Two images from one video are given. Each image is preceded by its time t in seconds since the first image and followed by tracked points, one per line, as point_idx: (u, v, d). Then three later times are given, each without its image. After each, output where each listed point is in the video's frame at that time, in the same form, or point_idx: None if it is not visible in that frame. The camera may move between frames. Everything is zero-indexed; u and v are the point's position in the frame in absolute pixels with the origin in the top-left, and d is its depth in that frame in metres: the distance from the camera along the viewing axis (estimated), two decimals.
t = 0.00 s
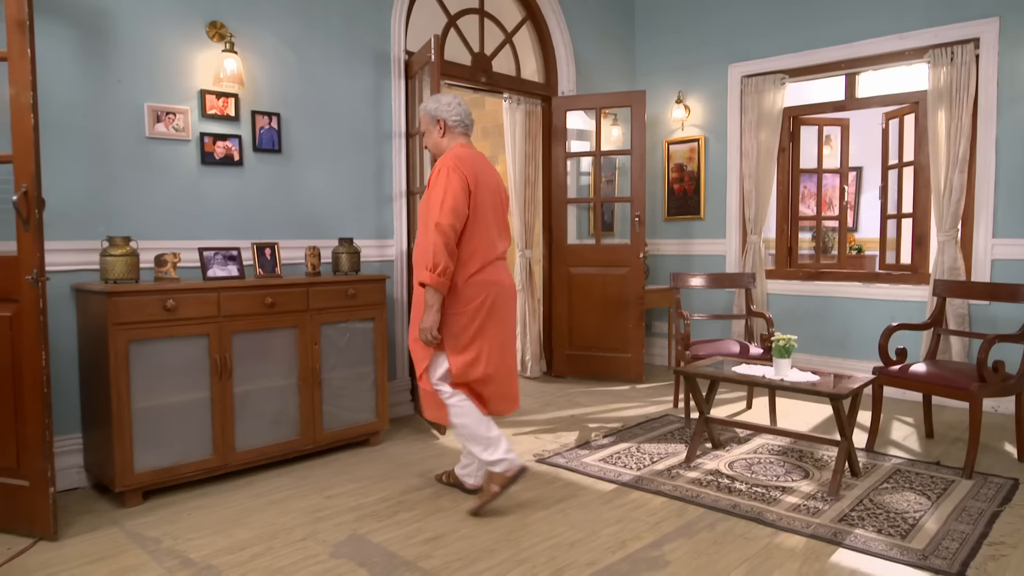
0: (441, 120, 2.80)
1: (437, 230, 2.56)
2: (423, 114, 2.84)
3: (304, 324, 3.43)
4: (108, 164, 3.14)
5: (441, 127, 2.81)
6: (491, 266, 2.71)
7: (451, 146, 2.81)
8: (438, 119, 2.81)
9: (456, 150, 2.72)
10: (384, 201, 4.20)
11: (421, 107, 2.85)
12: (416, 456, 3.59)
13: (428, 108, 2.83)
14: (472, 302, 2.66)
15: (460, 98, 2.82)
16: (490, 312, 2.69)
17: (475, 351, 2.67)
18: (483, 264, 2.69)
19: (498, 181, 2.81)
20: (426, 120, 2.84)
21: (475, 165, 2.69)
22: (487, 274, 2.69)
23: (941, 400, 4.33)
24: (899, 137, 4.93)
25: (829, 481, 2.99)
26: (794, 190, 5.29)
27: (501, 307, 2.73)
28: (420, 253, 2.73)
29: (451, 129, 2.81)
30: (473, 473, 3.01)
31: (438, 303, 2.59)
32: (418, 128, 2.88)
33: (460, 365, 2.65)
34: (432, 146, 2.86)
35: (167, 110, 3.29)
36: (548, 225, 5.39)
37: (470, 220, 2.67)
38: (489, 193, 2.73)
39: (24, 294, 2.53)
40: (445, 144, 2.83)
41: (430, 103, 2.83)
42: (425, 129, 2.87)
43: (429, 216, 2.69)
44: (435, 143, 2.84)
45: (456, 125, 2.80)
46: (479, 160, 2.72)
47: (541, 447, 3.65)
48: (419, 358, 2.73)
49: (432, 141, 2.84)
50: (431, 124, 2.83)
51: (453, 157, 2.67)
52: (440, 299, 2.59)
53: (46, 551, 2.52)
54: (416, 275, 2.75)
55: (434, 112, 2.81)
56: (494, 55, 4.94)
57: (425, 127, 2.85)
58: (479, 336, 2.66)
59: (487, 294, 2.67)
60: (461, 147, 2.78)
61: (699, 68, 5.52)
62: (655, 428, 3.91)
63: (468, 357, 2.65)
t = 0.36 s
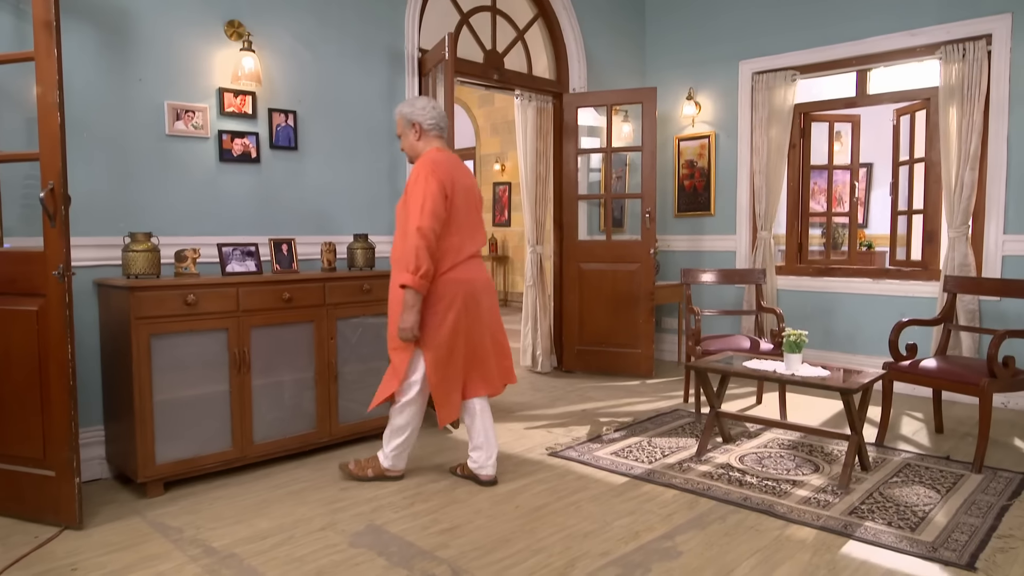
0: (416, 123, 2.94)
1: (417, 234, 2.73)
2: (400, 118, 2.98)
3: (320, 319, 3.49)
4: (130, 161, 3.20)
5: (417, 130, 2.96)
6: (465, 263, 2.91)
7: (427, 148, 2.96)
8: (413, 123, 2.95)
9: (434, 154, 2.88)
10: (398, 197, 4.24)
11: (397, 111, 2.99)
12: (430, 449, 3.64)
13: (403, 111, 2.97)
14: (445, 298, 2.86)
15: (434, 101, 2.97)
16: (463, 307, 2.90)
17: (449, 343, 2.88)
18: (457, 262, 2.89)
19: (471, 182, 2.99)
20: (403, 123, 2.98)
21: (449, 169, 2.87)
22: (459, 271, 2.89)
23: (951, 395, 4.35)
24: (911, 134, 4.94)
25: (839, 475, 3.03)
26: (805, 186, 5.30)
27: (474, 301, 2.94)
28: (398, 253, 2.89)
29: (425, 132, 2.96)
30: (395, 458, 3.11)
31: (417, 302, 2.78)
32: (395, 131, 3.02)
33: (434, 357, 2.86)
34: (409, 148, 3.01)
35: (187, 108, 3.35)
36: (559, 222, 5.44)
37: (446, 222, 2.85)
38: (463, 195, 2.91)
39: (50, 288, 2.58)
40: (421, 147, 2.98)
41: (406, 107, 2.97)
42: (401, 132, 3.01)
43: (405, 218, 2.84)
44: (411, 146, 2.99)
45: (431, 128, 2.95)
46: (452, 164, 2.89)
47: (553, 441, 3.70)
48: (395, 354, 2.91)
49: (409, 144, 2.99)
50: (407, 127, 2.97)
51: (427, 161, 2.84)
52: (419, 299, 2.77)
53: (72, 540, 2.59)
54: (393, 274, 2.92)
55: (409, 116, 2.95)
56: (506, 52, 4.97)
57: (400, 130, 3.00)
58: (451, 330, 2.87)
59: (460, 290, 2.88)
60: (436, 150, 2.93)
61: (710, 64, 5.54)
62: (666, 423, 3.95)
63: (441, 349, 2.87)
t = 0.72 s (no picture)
0: (373, 122, 3.11)
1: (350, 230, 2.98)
2: (357, 120, 3.15)
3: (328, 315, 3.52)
4: (139, 159, 3.24)
5: (375, 130, 3.12)
6: (417, 259, 3.04)
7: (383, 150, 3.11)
8: (370, 123, 3.12)
9: (381, 156, 3.03)
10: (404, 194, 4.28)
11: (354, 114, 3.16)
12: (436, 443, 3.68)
13: (360, 113, 3.13)
14: (393, 291, 3.02)
15: (387, 98, 3.14)
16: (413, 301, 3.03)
17: (397, 336, 3.03)
18: (408, 258, 3.02)
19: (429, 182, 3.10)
20: (360, 124, 3.15)
21: (401, 169, 3.01)
22: (410, 267, 3.02)
23: (950, 390, 4.39)
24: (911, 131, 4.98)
25: (841, 468, 3.07)
26: (806, 183, 5.34)
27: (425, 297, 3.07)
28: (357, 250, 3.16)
29: (383, 128, 3.13)
30: (398, 454, 3.17)
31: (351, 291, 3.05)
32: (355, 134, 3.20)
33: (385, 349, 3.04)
34: (369, 147, 3.18)
35: (196, 106, 3.38)
36: (562, 218, 5.48)
37: (392, 220, 3.01)
38: (415, 194, 3.04)
39: (65, 285, 2.62)
40: (380, 145, 3.15)
41: (361, 109, 3.14)
42: (361, 133, 3.18)
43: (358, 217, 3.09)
44: (372, 144, 3.16)
45: (387, 125, 3.12)
46: (405, 163, 3.02)
47: (558, 435, 3.74)
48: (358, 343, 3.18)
49: (369, 143, 3.16)
50: (366, 127, 3.14)
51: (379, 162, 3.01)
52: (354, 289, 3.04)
53: (87, 532, 2.63)
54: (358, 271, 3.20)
55: (365, 117, 3.13)
56: (510, 50, 5.01)
57: (359, 132, 3.17)
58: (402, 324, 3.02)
59: (408, 285, 3.01)
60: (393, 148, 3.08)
61: (712, 62, 5.57)
62: (669, 417, 3.99)
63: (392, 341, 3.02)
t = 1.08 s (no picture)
0: (365, 122, 3.19)
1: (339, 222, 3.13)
2: (350, 120, 3.24)
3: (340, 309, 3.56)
4: (154, 154, 3.28)
5: (368, 128, 3.21)
6: (415, 252, 3.11)
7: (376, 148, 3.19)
8: (363, 121, 3.20)
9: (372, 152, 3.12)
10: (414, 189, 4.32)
11: (346, 113, 3.24)
12: (447, 436, 3.72)
13: (352, 113, 3.22)
14: (393, 283, 3.08)
15: (377, 97, 3.21)
16: (412, 292, 3.10)
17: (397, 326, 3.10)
18: (406, 250, 3.10)
19: (423, 178, 3.18)
20: (354, 123, 3.23)
21: (396, 165, 3.09)
22: (408, 259, 3.09)
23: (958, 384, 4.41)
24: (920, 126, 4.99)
25: (849, 461, 3.10)
26: (814, 178, 5.35)
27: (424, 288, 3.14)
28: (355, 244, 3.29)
29: (375, 126, 3.21)
30: (411, 444, 3.22)
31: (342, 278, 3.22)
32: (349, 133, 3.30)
33: (387, 340, 3.11)
34: (363, 145, 3.27)
35: (209, 102, 3.42)
36: (570, 213, 5.51)
37: (381, 215, 3.11)
38: (410, 189, 3.12)
39: (84, 279, 2.67)
40: (374, 142, 3.23)
41: (354, 109, 3.22)
42: (354, 132, 3.26)
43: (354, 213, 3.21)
44: (366, 143, 3.24)
45: (379, 123, 3.20)
46: (394, 160, 3.10)
47: (567, 428, 3.78)
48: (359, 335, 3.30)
49: (363, 142, 3.25)
50: (359, 126, 3.22)
51: (373, 158, 3.08)
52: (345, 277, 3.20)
53: (106, 521, 2.68)
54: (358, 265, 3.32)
55: (357, 116, 3.21)
56: (518, 46, 5.03)
57: (353, 131, 3.26)
58: (403, 315, 3.09)
59: (408, 276, 3.07)
60: (385, 145, 3.16)
61: (719, 57, 5.58)
62: (677, 411, 4.02)
63: (394, 332, 3.09)
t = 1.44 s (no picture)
0: (369, 120, 3.22)
1: (353, 212, 3.13)
2: (353, 119, 3.26)
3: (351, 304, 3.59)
4: (167, 150, 3.31)
5: (372, 126, 3.24)
6: (426, 244, 3.23)
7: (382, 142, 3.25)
8: (367, 120, 3.23)
9: (385, 145, 3.19)
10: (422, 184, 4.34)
11: (350, 112, 3.27)
12: (456, 429, 3.76)
13: (355, 112, 3.25)
14: (408, 275, 3.16)
15: (379, 97, 3.25)
16: (423, 284, 3.21)
17: (410, 318, 3.18)
18: (419, 243, 3.20)
19: (428, 173, 3.31)
20: (357, 122, 3.26)
21: (409, 159, 3.19)
22: (422, 252, 3.20)
23: (965, 379, 4.43)
24: (927, 121, 4.99)
25: (856, 455, 3.12)
26: (821, 174, 5.36)
27: (432, 280, 3.26)
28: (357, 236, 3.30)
29: (379, 124, 3.24)
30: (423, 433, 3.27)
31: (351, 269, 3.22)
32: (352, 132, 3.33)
33: (399, 331, 3.16)
34: (367, 144, 3.29)
35: (221, 99, 3.45)
36: (577, 209, 5.53)
37: (395, 207, 3.17)
38: (420, 183, 3.24)
39: (100, 273, 2.70)
40: (377, 140, 3.26)
41: (357, 108, 3.25)
42: (357, 132, 3.29)
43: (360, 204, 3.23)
44: (370, 141, 3.28)
45: (383, 121, 3.24)
46: (408, 155, 3.20)
47: (575, 423, 3.81)
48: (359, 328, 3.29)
49: (367, 140, 3.28)
50: (362, 125, 3.26)
51: (388, 152, 3.15)
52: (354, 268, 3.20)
53: (123, 512, 2.73)
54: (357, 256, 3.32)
55: (361, 115, 3.24)
56: (526, 42, 5.05)
57: (356, 130, 3.29)
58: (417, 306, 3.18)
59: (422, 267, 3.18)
60: (392, 142, 3.22)
61: (727, 52, 5.58)
62: (685, 405, 4.05)
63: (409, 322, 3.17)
